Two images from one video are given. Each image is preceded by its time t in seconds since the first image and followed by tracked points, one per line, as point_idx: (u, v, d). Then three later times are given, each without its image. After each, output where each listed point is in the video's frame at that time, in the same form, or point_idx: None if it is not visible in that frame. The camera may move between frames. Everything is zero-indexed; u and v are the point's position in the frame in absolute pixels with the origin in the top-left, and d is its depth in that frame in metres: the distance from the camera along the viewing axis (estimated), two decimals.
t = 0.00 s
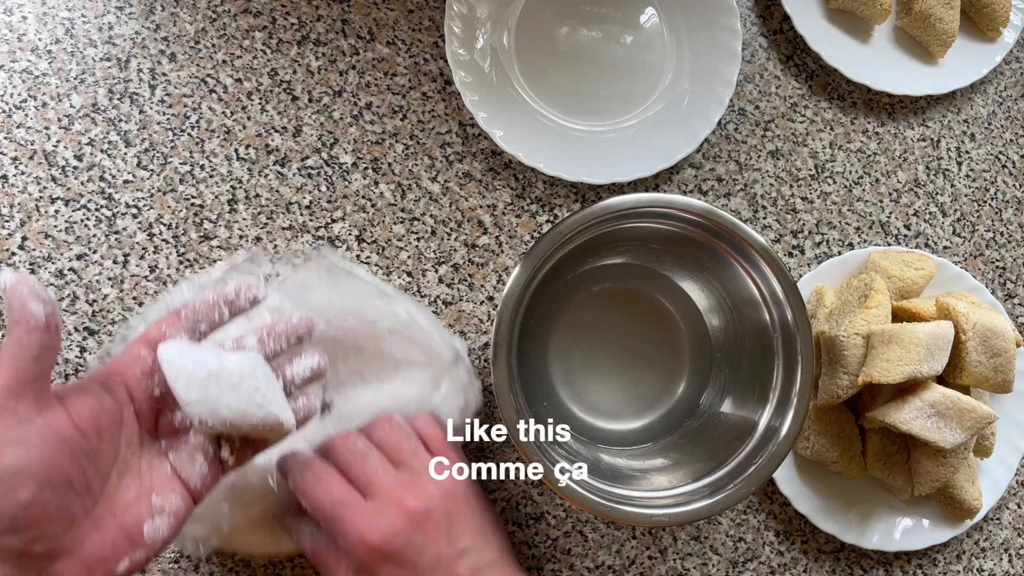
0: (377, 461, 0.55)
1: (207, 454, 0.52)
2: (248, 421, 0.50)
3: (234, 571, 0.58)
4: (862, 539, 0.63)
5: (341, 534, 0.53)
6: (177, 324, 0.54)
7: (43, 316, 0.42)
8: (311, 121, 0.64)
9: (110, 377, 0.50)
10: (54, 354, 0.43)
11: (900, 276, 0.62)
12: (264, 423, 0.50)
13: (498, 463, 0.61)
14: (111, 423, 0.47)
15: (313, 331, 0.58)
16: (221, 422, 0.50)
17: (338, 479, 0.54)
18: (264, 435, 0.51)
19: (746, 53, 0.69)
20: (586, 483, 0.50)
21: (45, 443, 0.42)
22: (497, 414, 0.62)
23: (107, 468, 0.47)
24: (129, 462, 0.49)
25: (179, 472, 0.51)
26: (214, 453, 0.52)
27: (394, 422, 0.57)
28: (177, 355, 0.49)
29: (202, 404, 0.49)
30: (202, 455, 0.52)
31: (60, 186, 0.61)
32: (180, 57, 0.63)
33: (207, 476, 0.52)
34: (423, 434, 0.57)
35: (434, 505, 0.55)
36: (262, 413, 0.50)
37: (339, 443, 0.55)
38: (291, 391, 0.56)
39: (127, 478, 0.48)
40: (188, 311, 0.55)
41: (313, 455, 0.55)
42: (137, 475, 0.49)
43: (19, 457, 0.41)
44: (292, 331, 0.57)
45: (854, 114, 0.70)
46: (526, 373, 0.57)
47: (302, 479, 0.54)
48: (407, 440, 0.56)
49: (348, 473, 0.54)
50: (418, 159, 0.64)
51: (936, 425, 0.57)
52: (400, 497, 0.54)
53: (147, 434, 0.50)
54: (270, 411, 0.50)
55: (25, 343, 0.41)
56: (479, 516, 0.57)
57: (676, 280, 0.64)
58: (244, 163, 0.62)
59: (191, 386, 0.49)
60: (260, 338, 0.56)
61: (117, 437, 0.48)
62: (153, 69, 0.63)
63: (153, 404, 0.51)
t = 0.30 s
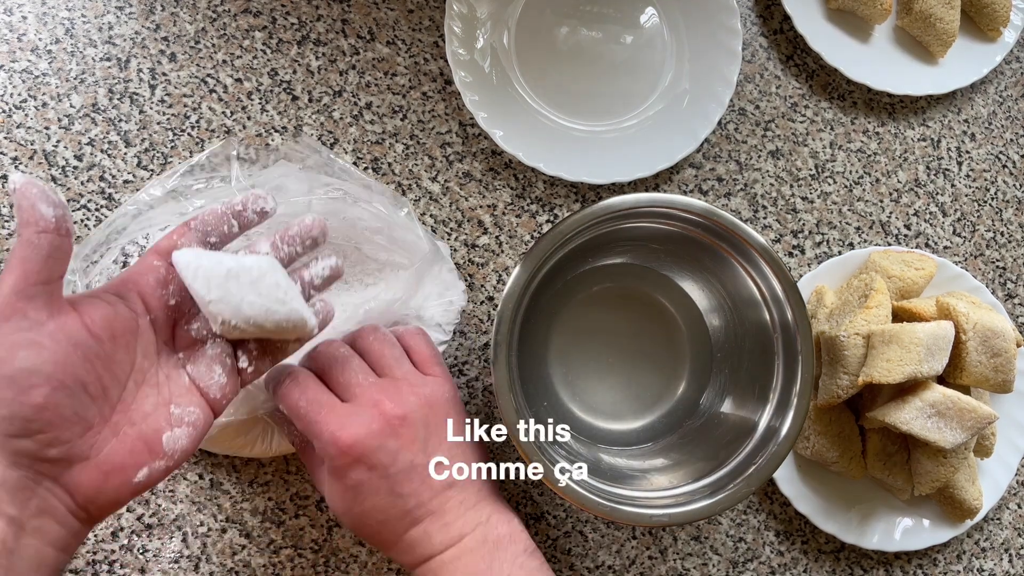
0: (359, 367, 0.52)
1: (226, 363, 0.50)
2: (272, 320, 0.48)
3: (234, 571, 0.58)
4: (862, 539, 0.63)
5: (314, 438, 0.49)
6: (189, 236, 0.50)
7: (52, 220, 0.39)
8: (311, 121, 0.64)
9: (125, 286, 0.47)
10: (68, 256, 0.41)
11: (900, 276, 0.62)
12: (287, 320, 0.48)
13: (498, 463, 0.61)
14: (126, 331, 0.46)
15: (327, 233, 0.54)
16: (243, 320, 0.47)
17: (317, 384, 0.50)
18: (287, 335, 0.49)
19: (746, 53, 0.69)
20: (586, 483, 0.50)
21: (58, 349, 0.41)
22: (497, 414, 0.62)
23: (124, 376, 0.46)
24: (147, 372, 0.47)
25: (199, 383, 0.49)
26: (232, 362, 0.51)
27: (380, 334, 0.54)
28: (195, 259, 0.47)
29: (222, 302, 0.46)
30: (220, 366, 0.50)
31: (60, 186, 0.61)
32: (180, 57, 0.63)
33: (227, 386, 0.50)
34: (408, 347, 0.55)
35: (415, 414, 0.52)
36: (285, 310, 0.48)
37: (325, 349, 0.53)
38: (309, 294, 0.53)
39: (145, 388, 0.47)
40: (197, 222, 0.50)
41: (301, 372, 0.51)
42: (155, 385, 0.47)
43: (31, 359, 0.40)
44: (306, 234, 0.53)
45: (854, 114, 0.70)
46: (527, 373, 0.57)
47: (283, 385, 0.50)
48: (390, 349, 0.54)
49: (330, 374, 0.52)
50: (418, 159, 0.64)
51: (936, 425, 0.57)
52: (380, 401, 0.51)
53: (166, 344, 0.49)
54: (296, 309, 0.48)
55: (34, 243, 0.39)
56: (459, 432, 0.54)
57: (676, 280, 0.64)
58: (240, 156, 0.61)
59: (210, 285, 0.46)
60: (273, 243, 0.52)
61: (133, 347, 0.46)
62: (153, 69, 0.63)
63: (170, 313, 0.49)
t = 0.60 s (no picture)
0: (393, 454, 0.52)
1: (227, 357, 0.55)
2: (269, 305, 0.52)
3: (234, 571, 0.58)
4: (863, 539, 0.63)
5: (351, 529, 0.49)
6: (184, 232, 0.55)
7: (51, 222, 0.42)
8: (311, 121, 0.64)
9: (126, 286, 0.52)
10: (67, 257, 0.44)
11: (900, 276, 0.62)
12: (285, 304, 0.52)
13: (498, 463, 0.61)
14: (128, 329, 0.50)
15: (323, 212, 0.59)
16: (242, 307, 0.51)
17: (351, 473, 0.51)
18: (289, 320, 0.53)
19: (746, 53, 0.69)
20: (586, 483, 0.50)
21: (58, 347, 0.45)
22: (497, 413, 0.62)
23: (128, 370, 0.49)
24: (151, 369, 0.51)
25: (202, 378, 0.53)
26: (233, 355, 0.55)
27: (412, 418, 0.54)
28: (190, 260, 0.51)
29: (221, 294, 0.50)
30: (221, 360, 0.54)
31: (60, 186, 0.61)
32: (180, 57, 0.63)
33: (228, 380, 0.54)
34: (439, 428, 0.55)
35: (448, 498, 0.51)
36: (283, 293, 0.52)
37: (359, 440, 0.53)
38: (308, 275, 0.59)
39: (150, 383, 0.51)
40: (193, 218, 0.55)
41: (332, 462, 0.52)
42: (159, 382, 0.51)
43: (32, 357, 0.44)
44: (302, 215, 0.58)
45: (854, 114, 0.70)
46: (527, 373, 0.57)
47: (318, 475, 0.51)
48: (422, 432, 0.54)
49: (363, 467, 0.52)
50: (418, 159, 0.64)
51: (936, 425, 0.57)
52: (414, 491, 0.51)
53: (168, 340, 0.53)
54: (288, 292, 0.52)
55: (34, 244, 0.42)
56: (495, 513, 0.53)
57: (676, 280, 0.64)
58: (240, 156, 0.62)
59: (204, 278, 0.50)
60: (271, 230, 0.57)
61: (136, 343, 0.50)
62: (153, 69, 0.63)
63: (168, 310, 0.53)
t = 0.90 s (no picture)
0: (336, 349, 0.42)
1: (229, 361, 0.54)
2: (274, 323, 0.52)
3: (234, 571, 0.58)
4: (863, 539, 0.62)
5: (290, 465, 0.39)
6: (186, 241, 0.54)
7: (48, 233, 0.42)
8: (311, 121, 0.64)
9: (126, 296, 0.51)
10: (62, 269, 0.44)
11: (900, 276, 0.62)
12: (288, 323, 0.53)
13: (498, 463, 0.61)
14: (127, 338, 0.49)
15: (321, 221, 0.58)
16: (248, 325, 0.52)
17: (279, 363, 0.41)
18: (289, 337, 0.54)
19: (746, 53, 0.69)
20: (586, 483, 0.50)
21: (59, 359, 0.44)
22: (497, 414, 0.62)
23: (130, 380, 0.48)
24: (152, 377, 0.50)
25: (204, 384, 0.52)
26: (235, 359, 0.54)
27: (378, 343, 0.43)
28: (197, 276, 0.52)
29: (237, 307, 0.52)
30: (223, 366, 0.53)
31: (60, 186, 0.61)
32: (180, 57, 0.63)
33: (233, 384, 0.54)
34: (404, 364, 0.44)
35: (404, 439, 0.41)
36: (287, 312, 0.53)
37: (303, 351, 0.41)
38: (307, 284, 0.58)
39: (152, 393, 0.50)
40: (195, 227, 0.54)
41: (272, 369, 0.41)
42: (160, 390, 0.50)
43: (33, 370, 0.43)
44: (301, 224, 0.57)
45: (854, 113, 0.70)
46: (527, 372, 0.57)
47: (252, 379, 0.40)
48: (383, 368, 0.43)
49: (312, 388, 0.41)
50: (418, 159, 0.64)
51: (936, 425, 0.57)
52: (371, 414, 0.41)
53: (167, 349, 0.52)
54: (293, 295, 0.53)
55: (31, 256, 0.42)
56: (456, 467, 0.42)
57: (676, 280, 0.64)
58: (240, 157, 0.62)
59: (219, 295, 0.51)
60: (271, 238, 0.56)
61: (137, 352, 0.49)
62: (153, 69, 0.63)
63: (170, 318, 0.52)
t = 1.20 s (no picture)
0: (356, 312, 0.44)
1: (204, 393, 0.51)
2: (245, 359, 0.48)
3: (234, 571, 0.58)
4: (863, 539, 0.62)
5: (317, 392, 0.41)
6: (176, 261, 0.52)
7: (40, 239, 0.40)
8: (311, 121, 0.64)
9: (115, 309, 0.49)
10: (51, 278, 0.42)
11: (900, 276, 0.62)
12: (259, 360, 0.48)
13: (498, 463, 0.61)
14: (107, 353, 0.46)
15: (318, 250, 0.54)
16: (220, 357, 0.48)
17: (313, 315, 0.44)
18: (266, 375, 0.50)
19: (746, 53, 0.69)
20: (586, 483, 0.50)
21: (34, 370, 0.41)
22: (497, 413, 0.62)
23: (101, 399, 0.45)
24: (123, 397, 0.47)
25: (175, 412, 0.49)
26: (211, 391, 0.51)
27: (393, 307, 0.46)
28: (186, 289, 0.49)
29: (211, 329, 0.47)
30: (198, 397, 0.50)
31: (60, 186, 0.61)
32: (179, 57, 0.63)
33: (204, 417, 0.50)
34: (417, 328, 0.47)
35: (422, 387, 0.43)
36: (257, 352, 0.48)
37: (337, 304, 0.44)
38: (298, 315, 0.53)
39: (120, 413, 0.47)
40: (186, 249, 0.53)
41: (312, 312, 0.44)
42: (130, 412, 0.47)
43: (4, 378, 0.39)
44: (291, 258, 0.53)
45: (854, 113, 0.70)
46: (527, 372, 0.57)
47: (295, 315, 0.43)
48: (403, 326, 0.45)
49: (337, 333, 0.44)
50: (418, 159, 0.64)
51: (936, 425, 0.57)
52: (391, 361, 0.43)
53: (146, 369, 0.49)
54: (267, 318, 0.46)
55: (19, 263, 0.39)
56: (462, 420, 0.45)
57: (676, 280, 0.64)
58: (240, 157, 0.61)
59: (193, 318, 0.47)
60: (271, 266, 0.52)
61: (112, 370, 0.46)
62: (153, 69, 0.63)
63: (154, 339, 0.50)
